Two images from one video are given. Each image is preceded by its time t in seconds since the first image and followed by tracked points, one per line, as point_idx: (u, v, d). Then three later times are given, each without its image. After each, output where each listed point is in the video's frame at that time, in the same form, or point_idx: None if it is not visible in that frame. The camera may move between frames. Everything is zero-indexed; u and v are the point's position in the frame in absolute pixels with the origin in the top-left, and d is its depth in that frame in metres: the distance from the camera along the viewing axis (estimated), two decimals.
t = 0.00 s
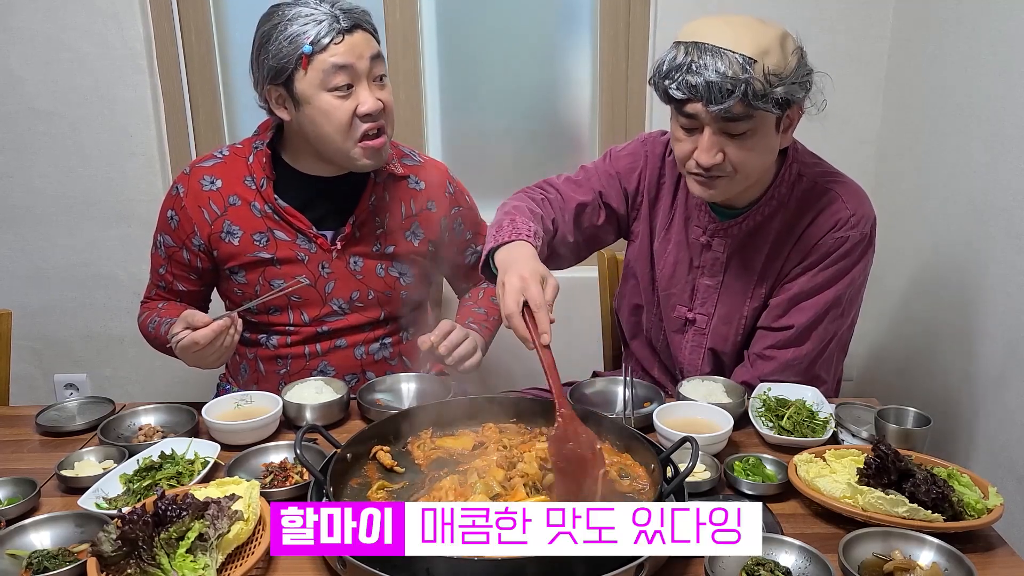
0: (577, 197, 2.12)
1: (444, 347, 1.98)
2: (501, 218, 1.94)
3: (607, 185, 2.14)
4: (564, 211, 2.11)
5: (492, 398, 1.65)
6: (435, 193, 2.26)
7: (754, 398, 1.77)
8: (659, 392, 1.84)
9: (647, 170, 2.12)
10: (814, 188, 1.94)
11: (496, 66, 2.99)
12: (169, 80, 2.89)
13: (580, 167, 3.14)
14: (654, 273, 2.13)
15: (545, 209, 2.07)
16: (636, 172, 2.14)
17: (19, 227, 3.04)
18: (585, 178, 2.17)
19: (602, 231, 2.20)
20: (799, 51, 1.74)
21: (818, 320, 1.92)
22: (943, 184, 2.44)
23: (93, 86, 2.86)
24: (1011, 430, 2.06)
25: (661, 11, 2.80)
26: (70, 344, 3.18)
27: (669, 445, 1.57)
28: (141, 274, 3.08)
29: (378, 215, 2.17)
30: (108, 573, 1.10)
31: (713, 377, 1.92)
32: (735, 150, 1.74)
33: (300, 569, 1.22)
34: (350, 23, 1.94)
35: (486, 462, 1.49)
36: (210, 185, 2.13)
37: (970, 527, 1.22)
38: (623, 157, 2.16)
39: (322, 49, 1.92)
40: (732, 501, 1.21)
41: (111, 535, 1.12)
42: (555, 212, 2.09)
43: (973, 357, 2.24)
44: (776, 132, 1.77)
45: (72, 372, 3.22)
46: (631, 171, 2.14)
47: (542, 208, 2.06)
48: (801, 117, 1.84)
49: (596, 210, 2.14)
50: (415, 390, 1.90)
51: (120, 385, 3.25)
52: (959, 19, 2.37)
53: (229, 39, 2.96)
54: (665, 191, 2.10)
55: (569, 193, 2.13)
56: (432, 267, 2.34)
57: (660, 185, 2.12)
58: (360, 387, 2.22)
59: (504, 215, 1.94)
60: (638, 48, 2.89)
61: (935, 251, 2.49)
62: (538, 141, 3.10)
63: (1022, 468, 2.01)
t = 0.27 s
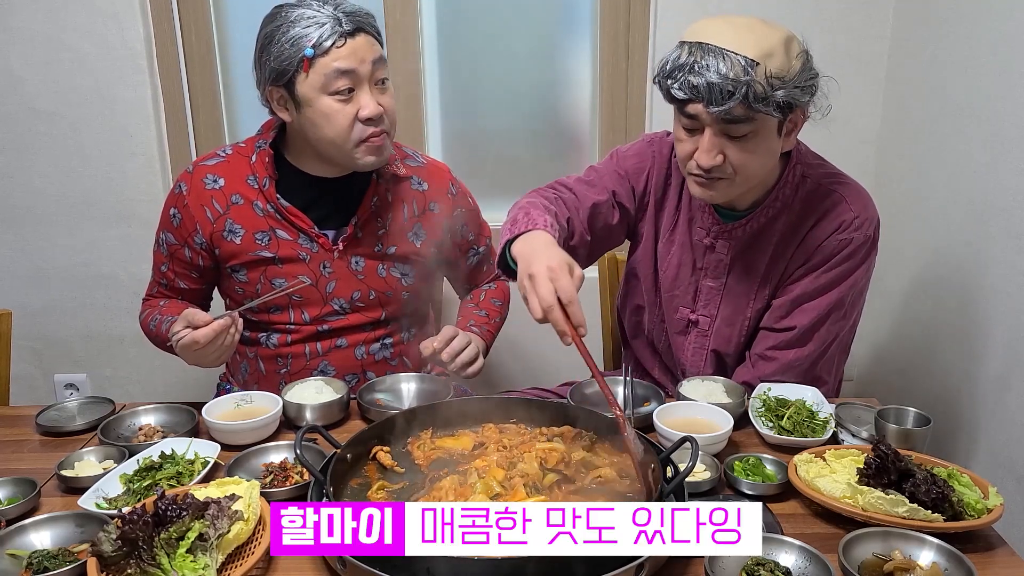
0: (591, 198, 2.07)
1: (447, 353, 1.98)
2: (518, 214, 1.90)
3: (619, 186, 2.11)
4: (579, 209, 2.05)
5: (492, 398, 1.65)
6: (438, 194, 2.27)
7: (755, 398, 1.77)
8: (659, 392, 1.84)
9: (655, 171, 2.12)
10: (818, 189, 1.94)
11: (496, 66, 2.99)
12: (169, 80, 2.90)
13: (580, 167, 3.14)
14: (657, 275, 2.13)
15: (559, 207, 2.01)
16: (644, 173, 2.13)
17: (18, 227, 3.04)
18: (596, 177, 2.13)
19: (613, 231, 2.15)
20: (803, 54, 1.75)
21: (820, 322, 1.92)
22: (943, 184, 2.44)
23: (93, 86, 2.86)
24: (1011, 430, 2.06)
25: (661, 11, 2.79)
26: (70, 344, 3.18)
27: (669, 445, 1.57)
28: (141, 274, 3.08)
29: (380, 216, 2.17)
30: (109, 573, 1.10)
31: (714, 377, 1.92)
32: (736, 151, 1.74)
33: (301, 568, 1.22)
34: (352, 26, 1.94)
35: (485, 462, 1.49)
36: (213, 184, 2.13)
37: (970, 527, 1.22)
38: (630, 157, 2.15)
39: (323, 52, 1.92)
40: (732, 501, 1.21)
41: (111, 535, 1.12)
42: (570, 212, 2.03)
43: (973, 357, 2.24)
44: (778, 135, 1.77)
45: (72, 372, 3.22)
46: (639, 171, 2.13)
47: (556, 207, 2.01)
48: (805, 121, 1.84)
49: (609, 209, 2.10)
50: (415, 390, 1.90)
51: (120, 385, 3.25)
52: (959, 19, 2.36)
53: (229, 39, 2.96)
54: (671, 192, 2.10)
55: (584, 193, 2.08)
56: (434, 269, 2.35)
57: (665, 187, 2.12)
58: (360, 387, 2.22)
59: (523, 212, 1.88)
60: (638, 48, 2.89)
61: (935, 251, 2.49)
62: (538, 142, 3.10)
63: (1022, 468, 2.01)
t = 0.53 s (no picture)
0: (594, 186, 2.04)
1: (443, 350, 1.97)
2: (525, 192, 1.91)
3: (623, 178, 2.11)
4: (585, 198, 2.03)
5: (492, 398, 1.65)
6: (437, 193, 2.26)
7: (755, 398, 1.77)
8: (659, 392, 1.84)
9: (660, 169, 2.12)
10: (821, 190, 1.94)
11: (497, 66, 2.99)
12: (169, 80, 2.89)
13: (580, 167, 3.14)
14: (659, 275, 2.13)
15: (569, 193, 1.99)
16: (648, 168, 2.14)
17: (18, 227, 3.04)
18: (603, 168, 2.11)
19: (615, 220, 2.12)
20: (807, 54, 1.74)
21: (822, 323, 1.92)
22: (943, 184, 2.44)
23: (93, 86, 2.87)
24: (1011, 430, 2.06)
25: (661, 11, 2.79)
26: (70, 344, 3.18)
27: (669, 445, 1.57)
28: (141, 274, 3.08)
29: (379, 214, 2.17)
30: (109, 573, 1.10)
31: (714, 377, 1.92)
32: (736, 150, 1.73)
33: (300, 569, 1.22)
34: (351, 25, 1.94)
35: (485, 462, 1.49)
36: (214, 181, 2.13)
37: (970, 527, 1.22)
38: (635, 152, 2.16)
39: (322, 52, 1.92)
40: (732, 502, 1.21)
41: (111, 535, 1.12)
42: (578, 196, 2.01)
43: (973, 357, 2.24)
44: (779, 136, 1.77)
45: (72, 372, 3.22)
46: (642, 167, 2.14)
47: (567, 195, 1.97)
48: (807, 123, 1.84)
49: (614, 200, 2.08)
50: (415, 390, 1.90)
51: (120, 385, 3.25)
52: (959, 19, 2.36)
53: (230, 38, 2.96)
54: (674, 192, 2.10)
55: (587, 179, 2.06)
56: (433, 268, 2.35)
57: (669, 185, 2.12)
58: (360, 387, 2.23)
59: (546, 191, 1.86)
60: (638, 48, 2.89)
61: (935, 250, 2.49)
62: (538, 142, 3.10)
63: (1022, 468, 2.01)
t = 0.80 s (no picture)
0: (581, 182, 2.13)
1: (440, 347, 1.97)
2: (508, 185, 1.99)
3: (609, 175, 2.15)
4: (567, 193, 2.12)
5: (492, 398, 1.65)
6: (435, 191, 2.25)
7: (754, 398, 1.77)
8: (659, 392, 1.84)
9: (652, 166, 2.13)
10: (822, 191, 1.94)
11: (497, 66, 2.99)
12: (170, 80, 2.89)
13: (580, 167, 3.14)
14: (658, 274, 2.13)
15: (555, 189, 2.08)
16: (642, 167, 2.14)
17: (18, 227, 3.04)
18: (589, 165, 2.18)
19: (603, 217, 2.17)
20: (813, 54, 1.75)
21: (822, 323, 1.92)
22: (943, 184, 2.44)
23: (93, 86, 2.86)
24: (1011, 430, 2.06)
25: (661, 11, 2.79)
26: (70, 344, 3.18)
27: (669, 445, 1.57)
28: (141, 274, 3.08)
29: (378, 212, 2.17)
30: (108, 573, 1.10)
31: (713, 377, 1.92)
32: (740, 145, 1.73)
33: (300, 569, 1.22)
34: (349, 24, 1.94)
35: (484, 462, 1.49)
36: (214, 178, 2.13)
37: (970, 527, 1.22)
38: (630, 151, 2.17)
39: (319, 49, 1.92)
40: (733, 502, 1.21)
41: (111, 536, 1.12)
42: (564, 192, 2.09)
43: (973, 357, 2.24)
44: (783, 134, 1.77)
45: (72, 372, 3.22)
46: (637, 168, 2.14)
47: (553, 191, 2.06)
48: (811, 122, 1.84)
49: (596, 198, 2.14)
50: (415, 390, 1.90)
51: (120, 385, 3.25)
52: (959, 19, 2.36)
53: (229, 38, 2.96)
54: (672, 192, 2.10)
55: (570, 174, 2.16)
56: (433, 266, 2.35)
57: (666, 184, 2.13)
58: (359, 386, 2.23)
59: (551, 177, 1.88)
60: (639, 48, 2.89)
61: (935, 250, 2.49)
62: (538, 142, 3.10)
63: (1022, 468, 2.01)
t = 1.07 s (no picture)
0: (578, 189, 2.13)
1: (437, 347, 1.95)
2: (504, 202, 1.98)
3: (611, 180, 2.14)
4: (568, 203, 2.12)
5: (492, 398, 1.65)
6: (435, 192, 2.25)
7: (755, 398, 1.77)
8: (659, 392, 1.84)
9: (652, 169, 2.11)
10: (821, 189, 1.94)
11: (497, 66, 2.99)
12: (169, 80, 2.89)
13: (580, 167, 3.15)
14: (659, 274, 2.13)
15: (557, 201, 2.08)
16: (642, 170, 2.13)
17: (18, 227, 3.04)
18: (590, 170, 2.16)
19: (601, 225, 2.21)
20: (809, 48, 1.74)
21: (820, 321, 1.92)
22: (943, 184, 2.44)
23: (93, 86, 2.86)
24: (1011, 430, 2.06)
25: (661, 11, 2.79)
26: (70, 344, 3.18)
27: (669, 445, 1.57)
28: (141, 274, 3.08)
29: (376, 211, 2.17)
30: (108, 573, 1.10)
31: (714, 377, 1.92)
32: (737, 137, 1.74)
33: (300, 568, 1.22)
34: (327, 19, 1.93)
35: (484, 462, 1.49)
36: (214, 177, 2.13)
37: (970, 527, 1.22)
38: (630, 153, 2.15)
39: (294, 42, 1.92)
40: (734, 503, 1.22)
41: (111, 536, 1.12)
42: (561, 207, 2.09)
43: (973, 357, 2.24)
44: (781, 128, 1.77)
45: (72, 372, 3.22)
46: (638, 170, 2.13)
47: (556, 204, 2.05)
48: (809, 119, 1.84)
49: (593, 205, 2.15)
50: (415, 390, 1.90)
51: (120, 385, 3.25)
52: (959, 19, 2.36)
53: (229, 38, 2.96)
54: (672, 193, 2.10)
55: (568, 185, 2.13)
56: (433, 267, 2.34)
57: (666, 185, 2.12)
58: (359, 386, 2.23)
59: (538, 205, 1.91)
60: (639, 49, 2.89)
61: (935, 250, 2.49)
62: (539, 141, 3.10)
63: (1022, 468, 2.01)
